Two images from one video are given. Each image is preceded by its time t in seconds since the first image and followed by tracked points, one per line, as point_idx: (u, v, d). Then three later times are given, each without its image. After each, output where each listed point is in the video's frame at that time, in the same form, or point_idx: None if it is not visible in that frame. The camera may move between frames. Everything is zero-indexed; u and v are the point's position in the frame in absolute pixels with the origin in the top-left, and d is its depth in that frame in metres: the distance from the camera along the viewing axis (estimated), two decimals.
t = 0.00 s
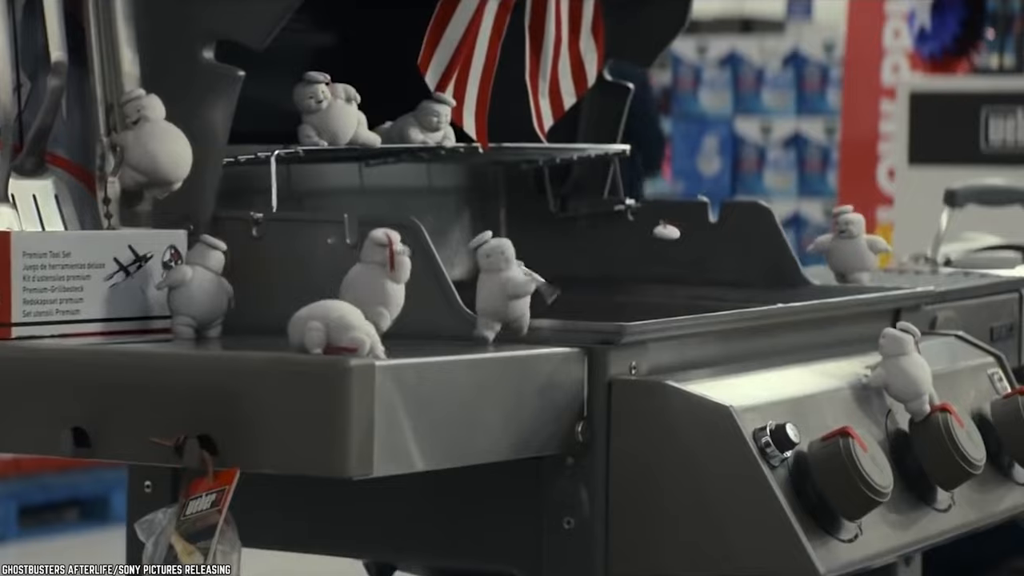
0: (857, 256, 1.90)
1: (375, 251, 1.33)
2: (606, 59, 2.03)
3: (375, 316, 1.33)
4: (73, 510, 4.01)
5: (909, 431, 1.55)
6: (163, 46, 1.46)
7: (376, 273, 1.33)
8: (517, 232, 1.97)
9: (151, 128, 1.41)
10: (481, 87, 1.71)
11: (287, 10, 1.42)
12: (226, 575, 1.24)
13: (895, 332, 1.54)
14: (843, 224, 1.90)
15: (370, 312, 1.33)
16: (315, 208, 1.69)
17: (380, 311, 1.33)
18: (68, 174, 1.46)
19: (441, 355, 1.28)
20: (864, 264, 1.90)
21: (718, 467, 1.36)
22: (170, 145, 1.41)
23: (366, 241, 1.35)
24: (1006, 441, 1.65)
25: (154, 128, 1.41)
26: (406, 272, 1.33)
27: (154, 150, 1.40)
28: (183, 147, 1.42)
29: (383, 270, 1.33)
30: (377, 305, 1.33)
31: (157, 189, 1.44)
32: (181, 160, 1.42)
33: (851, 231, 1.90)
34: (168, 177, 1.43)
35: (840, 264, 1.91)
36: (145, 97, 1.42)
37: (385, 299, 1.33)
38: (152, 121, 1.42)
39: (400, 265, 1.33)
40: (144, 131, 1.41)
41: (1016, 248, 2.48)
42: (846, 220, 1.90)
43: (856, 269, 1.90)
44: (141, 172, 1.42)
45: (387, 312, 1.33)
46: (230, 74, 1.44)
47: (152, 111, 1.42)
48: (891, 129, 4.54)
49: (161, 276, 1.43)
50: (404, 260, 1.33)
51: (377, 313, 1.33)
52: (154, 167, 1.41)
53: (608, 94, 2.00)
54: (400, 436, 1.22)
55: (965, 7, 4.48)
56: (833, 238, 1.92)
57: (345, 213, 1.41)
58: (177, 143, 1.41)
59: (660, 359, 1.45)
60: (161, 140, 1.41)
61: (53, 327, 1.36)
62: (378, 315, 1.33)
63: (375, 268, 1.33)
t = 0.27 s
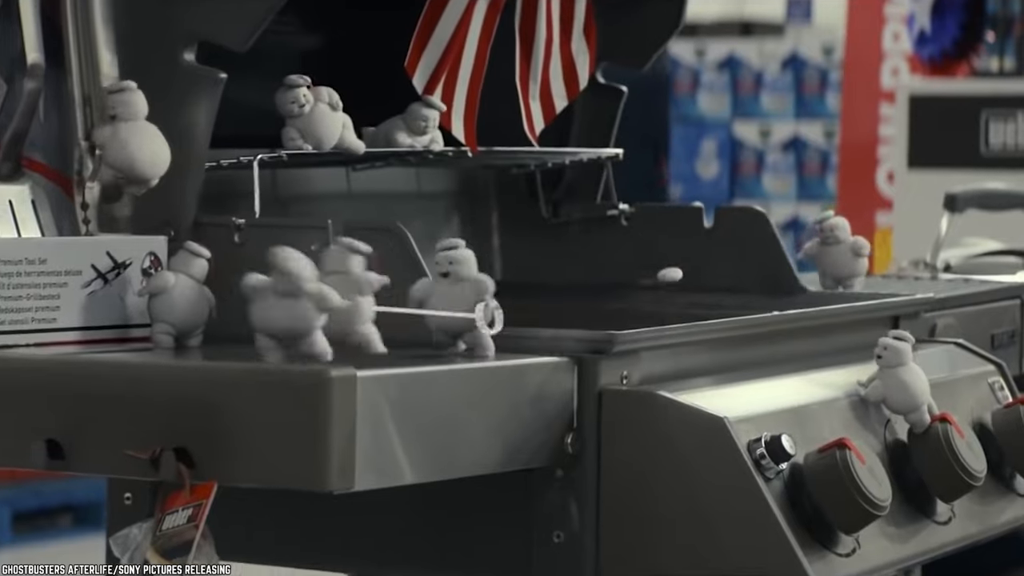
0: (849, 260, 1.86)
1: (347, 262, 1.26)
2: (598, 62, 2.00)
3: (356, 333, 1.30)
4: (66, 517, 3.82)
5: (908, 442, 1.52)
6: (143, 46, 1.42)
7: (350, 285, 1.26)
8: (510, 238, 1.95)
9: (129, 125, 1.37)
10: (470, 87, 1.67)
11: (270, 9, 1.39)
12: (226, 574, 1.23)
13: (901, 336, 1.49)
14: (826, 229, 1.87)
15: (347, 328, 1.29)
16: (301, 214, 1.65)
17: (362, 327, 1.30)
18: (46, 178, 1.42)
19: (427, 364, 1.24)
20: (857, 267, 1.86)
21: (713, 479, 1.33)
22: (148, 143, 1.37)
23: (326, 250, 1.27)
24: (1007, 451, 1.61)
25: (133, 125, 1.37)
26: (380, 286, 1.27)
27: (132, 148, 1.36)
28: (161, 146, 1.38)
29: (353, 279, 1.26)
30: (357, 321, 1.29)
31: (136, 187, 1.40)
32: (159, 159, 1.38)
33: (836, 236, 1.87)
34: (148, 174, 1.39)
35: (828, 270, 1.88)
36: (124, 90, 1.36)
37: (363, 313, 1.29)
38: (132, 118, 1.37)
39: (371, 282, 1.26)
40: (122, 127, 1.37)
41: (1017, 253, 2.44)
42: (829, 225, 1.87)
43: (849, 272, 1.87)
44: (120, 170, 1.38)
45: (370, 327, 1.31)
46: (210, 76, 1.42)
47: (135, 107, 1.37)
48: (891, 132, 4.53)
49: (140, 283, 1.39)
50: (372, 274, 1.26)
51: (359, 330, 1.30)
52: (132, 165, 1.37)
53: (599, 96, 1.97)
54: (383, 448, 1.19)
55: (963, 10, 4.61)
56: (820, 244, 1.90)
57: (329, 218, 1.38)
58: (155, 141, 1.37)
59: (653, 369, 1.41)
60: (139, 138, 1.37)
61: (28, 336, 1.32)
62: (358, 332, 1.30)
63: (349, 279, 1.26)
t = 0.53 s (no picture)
0: (841, 263, 1.83)
1: (334, 283, 1.23)
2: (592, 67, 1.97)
3: (319, 353, 1.20)
4: (66, 525, 3.41)
5: (908, 454, 1.49)
6: (126, 48, 1.39)
7: (330, 305, 1.21)
8: (503, 245, 1.92)
9: (107, 120, 1.34)
10: (461, 92, 1.64)
11: (259, 12, 1.36)
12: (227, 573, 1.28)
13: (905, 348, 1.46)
14: (818, 231, 1.84)
15: (314, 346, 1.20)
16: (290, 221, 1.62)
17: (327, 348, 1.20)
18: (27, 186, 1.40)
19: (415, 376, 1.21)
20: (849, 269, 1.83)
21: (709, 493, 1.30)
22: (126, 138, 1.34)
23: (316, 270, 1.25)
24: (1009, 461, 1.58)
25: (111, 120, 1.34)
26: (361, 316, 1.21)
27: (109, 144, 1.34)
28: (138, 138, 1.35)
29: (335, 300, 1.21)
30: (323, 339, 1.20)
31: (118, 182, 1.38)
32: (136, 152, 1.35)
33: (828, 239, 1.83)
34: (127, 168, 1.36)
35: (821, 273, 1.84)
36: (103, 86, 1.34)
37: (332, 333, 1.20)
38: (111, 113, 1.34)
39: (351, 306, 1.21)
40: (99, 122, 1.34)
41: (1019, 260, 2.41)
42: (822, 227, 1.84)
43: (843, 275, 1.83)
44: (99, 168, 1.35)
45: (336, 354, 1.20)
46: (197, 83, 1.38)
47: (116, 103, 1.34)
48: (891, 138, 4.52)
49: (123, 293, 1.36)
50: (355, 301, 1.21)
51: (321, 351, 1.20)
52: (110, 162, 1.35)
53: (595, 100, 1.94)
54: (371, 462, 1.15)
55: (964, 15, 4.60)
56: (810, 247, 1.86)
57: (317, 227, 1.35)
58: (133, 135, 1.35)
59: (647, 380, 1.38)
60: (117, 133, 1.34)
61: (8, 347, 1.29)
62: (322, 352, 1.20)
63: (329, 299, 1.21)
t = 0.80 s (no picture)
0: (836, 261, 1.79)
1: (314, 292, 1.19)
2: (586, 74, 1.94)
3: (305, 372, 1.18)
4: (63, 535, 3.35)
5: (909, 468, 1.45)
6: (110, 52, 1.37)
7: (309, 316, 1.17)
8: (495, 253, 1.89)
9: (88, 130, 1.32)
10: (452, 101, 1.63)
11: (242, 16, 1.33)
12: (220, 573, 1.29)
13: (910, 360, 1.42)
14: (813, 226, 1.79)
15: (305, 366, 1.18)
16: (277, 230, 1.59)
17: (314, 366, 1.18)
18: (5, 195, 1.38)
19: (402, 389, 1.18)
20: (842, 269, 1.80)
21: (704, 510, 1.26)
22: (108, 148, 1.32)
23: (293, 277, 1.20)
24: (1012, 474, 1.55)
25: (93, 130, 1.31)
26: (337, 324, 1.17)
27: (91, 153, 1.31)
28: (121, 147, 1.33)
29: (314, 310, 1.17)
30: (305, 355, 1.18)
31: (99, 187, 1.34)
32: (119, 160, 1.33)
33: (823, 233, 1.79)
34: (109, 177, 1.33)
35: (813, 269, 1.81)
36: (87, 96, 1.31)
37: (318, 350, 1.18)
38: (94, 123, 1.32)
39: (331, 319, 1.17)
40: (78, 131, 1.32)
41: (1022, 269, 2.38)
42: (817, 223, 1.80)
43: (836, 273, 1.80)
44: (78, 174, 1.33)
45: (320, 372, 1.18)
46: (180, 89, 1.35)
47: (99, 113, 1.31)
48: (892, 146, 4.55)
49: (102, 304, 1.33)
50: (335, 310, 1.17)
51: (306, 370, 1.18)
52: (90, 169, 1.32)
53: (588, 107, 1.91)
54: (356, 479, 1.12)
55: (965, 21, 4.58)
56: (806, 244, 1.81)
57: (302, 237, 1.32)
58: (115, 146, 1.32)
59: (640, 393, 1.35)
60: (99, 143, 1.31)
61: None
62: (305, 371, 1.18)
63: (309, 311, 1.17)
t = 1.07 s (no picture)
0: (835, 281, 1.76)
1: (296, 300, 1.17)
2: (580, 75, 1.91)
3: (290, 383, 1.14)
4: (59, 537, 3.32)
5: (910, 477, 1.42)
6: (92, 54, 1.34)
7: (292, 325, 1.15)
8: (489, 258, 1.86)
9: (71, 103, 1.29)
10: (443, 101, 1.61)
11: (227, 18, 1.29)
12: None
13: (912, 366, 1.40)
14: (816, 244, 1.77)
15: (288, 377, 1.14)
16: (266, 234, 1.57)
17: (298, 377, 1.14)
18: None
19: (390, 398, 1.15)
20: (840, 289, 1.76)
21: (699, 522, 1.23)
22: (94, 119, 1.29)
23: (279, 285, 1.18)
24: (1014, 483, 1.52)
25: (75, 103, 1.29)
26: (332, 330, 1.15)
27: (75, 126, 1.29)
28: (109, 118, 1.30)
29: (298, 318, 1.16)
30: (289, 364, 1.14)
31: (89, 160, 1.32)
32: (108, 131, 1.30)
33: (825, 251, 1.77)
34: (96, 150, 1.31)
35: (811, 286, 1.77)
36: (69, 71, 1.30)
37: (303, 359, 1.15)
38: (77, 96, 1.30)
39: (317, 322, 1.15)
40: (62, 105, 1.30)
41: None
42: (819, 241, 1.77)
43: (834, 291, 1.76)
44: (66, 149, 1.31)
45: (304, 383, 1.14)
46: (164, 89, 1.33)
47: (82, 87, 1.29)
48: (891, 148, 4.76)
49: (84, 310, 1.30)
50: (323, 316, 1.15)
51: (289, 381, 1.14)
52: (76, 141, 1.29)
53: (582, 109, 1.89)
54: (341, 491, 1.09)
55: (966, 23, 4.51)
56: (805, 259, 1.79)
57: (288, 241, 1.30)
58: (100, 118, 1.30)
59: (634, 401, 1.32)
60: (84, 115, 1.29)
61: None
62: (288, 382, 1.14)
63: (292, 320, 1.15)
